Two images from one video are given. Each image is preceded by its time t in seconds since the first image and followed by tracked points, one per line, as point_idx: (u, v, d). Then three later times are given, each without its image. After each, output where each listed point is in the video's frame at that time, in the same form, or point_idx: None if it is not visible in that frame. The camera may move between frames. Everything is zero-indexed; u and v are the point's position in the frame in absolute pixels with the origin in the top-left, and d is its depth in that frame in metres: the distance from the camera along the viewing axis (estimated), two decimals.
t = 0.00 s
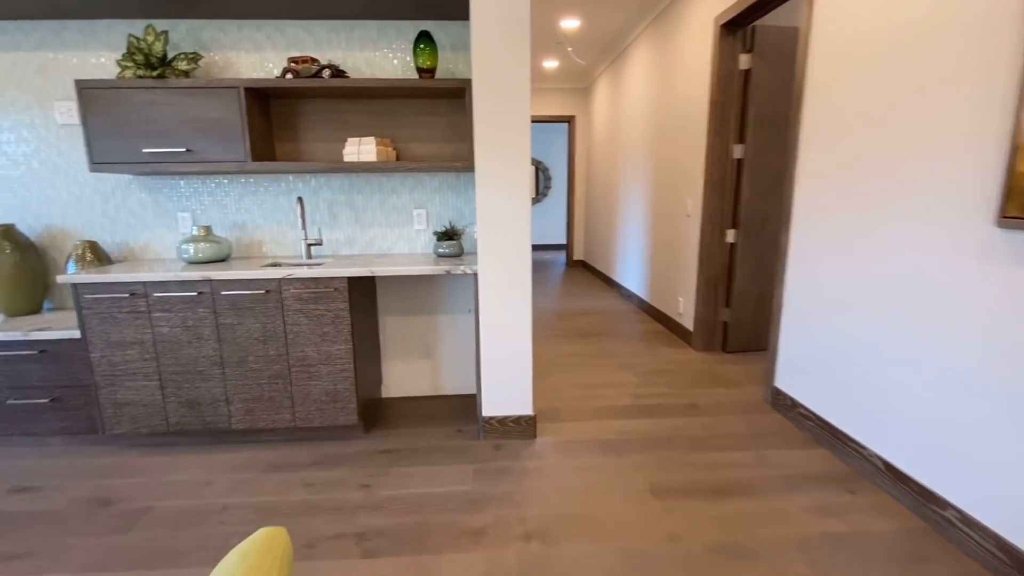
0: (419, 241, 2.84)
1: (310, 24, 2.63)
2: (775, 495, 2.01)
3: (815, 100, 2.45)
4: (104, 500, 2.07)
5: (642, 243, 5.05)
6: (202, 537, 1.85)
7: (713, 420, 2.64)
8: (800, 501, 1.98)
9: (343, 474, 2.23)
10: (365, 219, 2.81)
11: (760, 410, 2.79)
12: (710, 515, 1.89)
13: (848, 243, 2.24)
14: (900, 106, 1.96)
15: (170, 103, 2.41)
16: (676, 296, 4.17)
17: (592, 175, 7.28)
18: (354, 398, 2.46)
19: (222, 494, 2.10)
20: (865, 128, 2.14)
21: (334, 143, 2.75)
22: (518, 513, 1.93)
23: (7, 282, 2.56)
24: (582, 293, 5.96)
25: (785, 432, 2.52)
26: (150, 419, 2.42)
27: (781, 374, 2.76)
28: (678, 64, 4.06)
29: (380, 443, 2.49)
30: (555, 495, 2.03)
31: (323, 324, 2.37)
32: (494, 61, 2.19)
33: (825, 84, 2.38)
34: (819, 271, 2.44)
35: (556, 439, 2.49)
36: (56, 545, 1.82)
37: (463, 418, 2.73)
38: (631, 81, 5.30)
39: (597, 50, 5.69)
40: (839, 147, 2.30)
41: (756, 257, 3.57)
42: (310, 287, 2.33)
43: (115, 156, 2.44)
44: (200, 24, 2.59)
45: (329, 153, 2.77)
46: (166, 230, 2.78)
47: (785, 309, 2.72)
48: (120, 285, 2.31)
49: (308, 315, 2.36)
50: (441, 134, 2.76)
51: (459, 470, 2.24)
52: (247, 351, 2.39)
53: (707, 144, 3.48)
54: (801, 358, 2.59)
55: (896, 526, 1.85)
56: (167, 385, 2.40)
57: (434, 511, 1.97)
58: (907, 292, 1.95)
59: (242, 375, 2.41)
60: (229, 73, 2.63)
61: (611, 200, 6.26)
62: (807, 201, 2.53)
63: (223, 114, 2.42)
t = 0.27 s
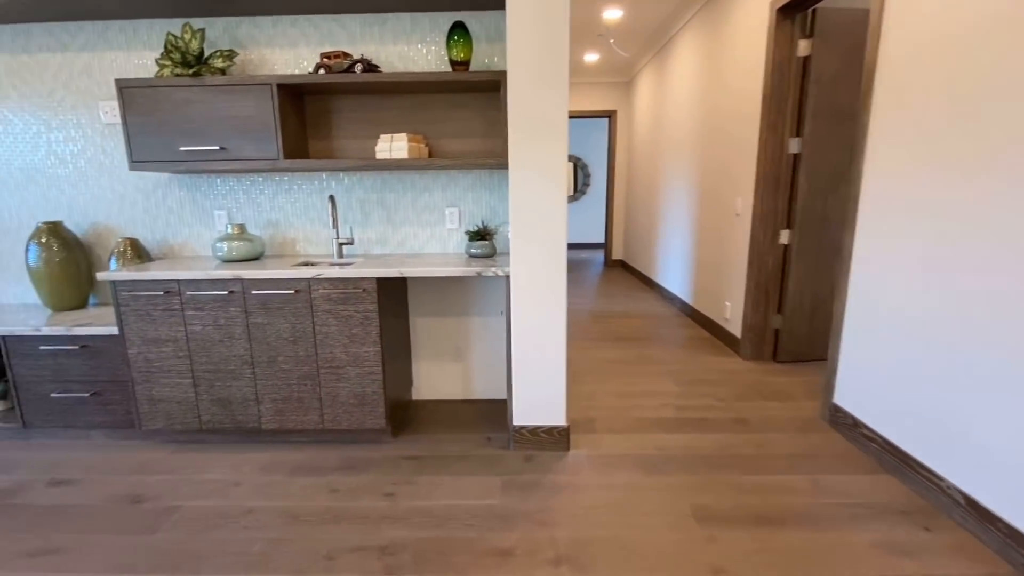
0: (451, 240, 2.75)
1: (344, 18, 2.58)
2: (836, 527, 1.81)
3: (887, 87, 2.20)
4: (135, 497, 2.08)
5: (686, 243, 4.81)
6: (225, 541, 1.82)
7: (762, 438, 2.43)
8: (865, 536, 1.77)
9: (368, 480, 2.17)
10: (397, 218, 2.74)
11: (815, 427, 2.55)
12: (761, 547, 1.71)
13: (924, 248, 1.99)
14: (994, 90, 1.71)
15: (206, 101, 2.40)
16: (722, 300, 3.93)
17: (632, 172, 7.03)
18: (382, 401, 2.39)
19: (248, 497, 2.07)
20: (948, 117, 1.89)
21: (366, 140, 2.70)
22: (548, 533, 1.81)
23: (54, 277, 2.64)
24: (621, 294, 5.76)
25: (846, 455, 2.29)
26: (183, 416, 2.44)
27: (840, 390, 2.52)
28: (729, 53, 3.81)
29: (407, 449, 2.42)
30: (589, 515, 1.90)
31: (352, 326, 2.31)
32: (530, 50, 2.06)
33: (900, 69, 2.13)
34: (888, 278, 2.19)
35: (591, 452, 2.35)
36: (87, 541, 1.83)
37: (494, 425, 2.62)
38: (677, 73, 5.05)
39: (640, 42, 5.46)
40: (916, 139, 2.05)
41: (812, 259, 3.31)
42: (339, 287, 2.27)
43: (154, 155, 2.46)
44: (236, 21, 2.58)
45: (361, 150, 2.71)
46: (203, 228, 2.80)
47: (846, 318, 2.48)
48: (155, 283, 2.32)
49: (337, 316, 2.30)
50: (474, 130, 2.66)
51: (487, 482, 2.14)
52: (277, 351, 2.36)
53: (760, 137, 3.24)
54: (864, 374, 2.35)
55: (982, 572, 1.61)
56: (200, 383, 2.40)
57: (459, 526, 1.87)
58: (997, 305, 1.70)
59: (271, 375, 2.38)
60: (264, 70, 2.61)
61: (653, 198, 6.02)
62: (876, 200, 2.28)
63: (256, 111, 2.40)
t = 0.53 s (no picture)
0: (481, 239, 2.67)
1: (376, 13, 2.54)
2: (898, 563, 1.62)
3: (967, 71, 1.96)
4: (167, 490, 2.11)
5: (730, 243, 4.57)
6: (248, 541, 1.81)
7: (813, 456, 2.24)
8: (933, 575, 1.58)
9: (392, 484, 2.12)
10: (427, 216, 2.69)
11: (873, 447, 2.34)
12: None
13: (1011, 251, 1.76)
14: None
15: (240, 99, 2.41)
16: (769, 304, 3.70)
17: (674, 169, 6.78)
18: (408, 403, 2.34)
19: (273, 496, 2.07)
20: None
21: (397, 136, 2.65)
22: (575, 551, 1.71)
23: (100, 272, 2.73)
24: (660, 295, 5.55)
25: (909, 480, 2.07)
26: (216, 410, 2.47)
27: (903, 407, 2.29)
28: (781, 40, 3.57)
29: (433, 452, 2.37)
30: (619, 533, 1.78)
31: (379, 325, 2.26)
32: (566, 39, 1.94)
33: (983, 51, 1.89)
34: (965, 284, 1.96)
35: (623, 464, 2.22)
36: (119, 534, 1.86)
37: (522, 431, 2.53)
38: (724, 63, 4.80)
39: (685, 32, 5.22)
40: (1002, 128, 1.81)
41: (872, 262, 3.05)
42: (366, 286, 2.23)
43: (192, 153, 2.50)
44: (271, 19, 2.58)
45: (391, 147, 2.67)
46: (238, 225, 2.83)
47: (912, 328, 2.25)
48: (190, 279, 2.35)
49: (363, 315, 2.26)
50: (506, 125, 2.57)
51: (513, 491, 2.06)
52: (305, 350, 2.34)
53: (815, 130, 3.00)
54: (933, 391, 2.12)
55: None
56: (231, 379, 2.43)
57: (482, 538, 1.79)
58: None
59: (299, 373, 2.37)
60: (298, 67, 2.61)
61: (696, 195, 5.76)
62: (951, 197, 2.04)
63: (288, 108, 2.39)
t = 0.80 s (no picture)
0: (511, 238, 2.58)
1: (408, 6, 2.48)
2: None
3: None
4: (196, 484, 2.14)
5: (781, 244, 4.29)
6: (268, 540, 1.80)
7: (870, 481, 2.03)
8: None
9: (414, 489, 2.07)
10: (456, 214, 2.62)
11: (941, 473, 2.10)
12: None
13: None
14: None
15: (272, 96, 2.41)
16: (822, 310, 3.44)
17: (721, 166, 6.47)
18: (433, 406, 2.27)
19: (296, 495, 2.06)
20: None
21: (427, 132, 2.59)
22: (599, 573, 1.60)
23: (143, 267, 2.82)
24: (702, 298, 5.30)
25: (984, 514, 1.84)
26: (246, 405, 2.50)
27: (978, 430, 2.04)
28: (841, 25, 3.29)
29: (457, 457, 2.30)
30: (648, 557, 1.66)
31: (404, 326, 2.21)
32: (601, 26, 1.82)
33: None
34: None
35: (656, 480, 2.08)
36: (147, 526, 1.89)
37: (550, 438, 2.43)
38: (777, 52, 4.51)
39: (735, 21, 4.95)
40: None
41: (942, 266, 2.76)
42: (392, 285, 2.18)
43: (228, 151, 2.53)
44: (305, 16, 2.58)
45: (421, 143, 2.61)
46: (273, 222, 2.86)
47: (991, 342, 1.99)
48: (223, 276, 2.38)
49: (388, 315, 2.21)
50: (539, 120, 2.47)
51: (537, 503, 1.96)
52: (331, 348, 2.32)
53: (878, 121, 2.75)
54: (1015, 414, 1.87)
55: None
56: (261, 375, 2.44)
57: (502, 552, 1.71)
58: None
59: (326, 371, 2.36)
60: (330, 64, 2.60)
61: (744, 193, 5.47)
62: None
63: (318, 105, 2.37)
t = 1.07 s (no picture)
0: (543, 241, 2.49)
1: (443, 3, 2.44)
2: None
3: None
4: (223, 479, 2.17)
5: (839, 250, 3.99)
6: (285, 542, 1.79)
7: (937, 520, 1.80)
8: None
9: (433, 497, 2.01)
10: (487, 215, 2.55)
11: None
12: None
13: None
14: None
15: (307, 96, 2.43)
16: (885, 324, 3.15)
17: (775, 167, 6.12)
18: (457, 412, 2.21)
19: (317, 496, 2.05)
20: None
21: (459, 132, 2.54)
22: None
23: (187, 263, 2.91)
24: (751, 306, 5.02)
25: None
26: (276, 402, 2.52)
27: None
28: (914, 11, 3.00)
29: (481, 466, 2.23)
30: None
31: (429, 329, 2.15)
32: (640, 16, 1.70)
33: None
34: None
35: (690, 504, 1.93)
36: (172, 519, 1.92)
37: (578, 451, 2.32)
38: (839, 45, 4.20)
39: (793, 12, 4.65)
40: None
41: None
42: (418, 287, 2.13)
43: (265, 151, 2.57)
44: (342, 16, 2.58)
45: (453, 143, 2.56)
46: (308, 221, 2.89)
47: None
48: (256, 274, 2.41)
49: (414, 318, 2.17)
50: (574, 117, 2.36)
51: (560, 521, 1.86)
52: (358, 349, 2.30)
53: (955, 116, 2.47)
54: None
55: None
56: (291, 373, 2.46)
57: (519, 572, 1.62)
58: None
59: (352, 372, 2.34)
60: (366, 64, 2.59)
61: (799, 196, 5.14)
62: None
63: (351, 105, 2.36)
